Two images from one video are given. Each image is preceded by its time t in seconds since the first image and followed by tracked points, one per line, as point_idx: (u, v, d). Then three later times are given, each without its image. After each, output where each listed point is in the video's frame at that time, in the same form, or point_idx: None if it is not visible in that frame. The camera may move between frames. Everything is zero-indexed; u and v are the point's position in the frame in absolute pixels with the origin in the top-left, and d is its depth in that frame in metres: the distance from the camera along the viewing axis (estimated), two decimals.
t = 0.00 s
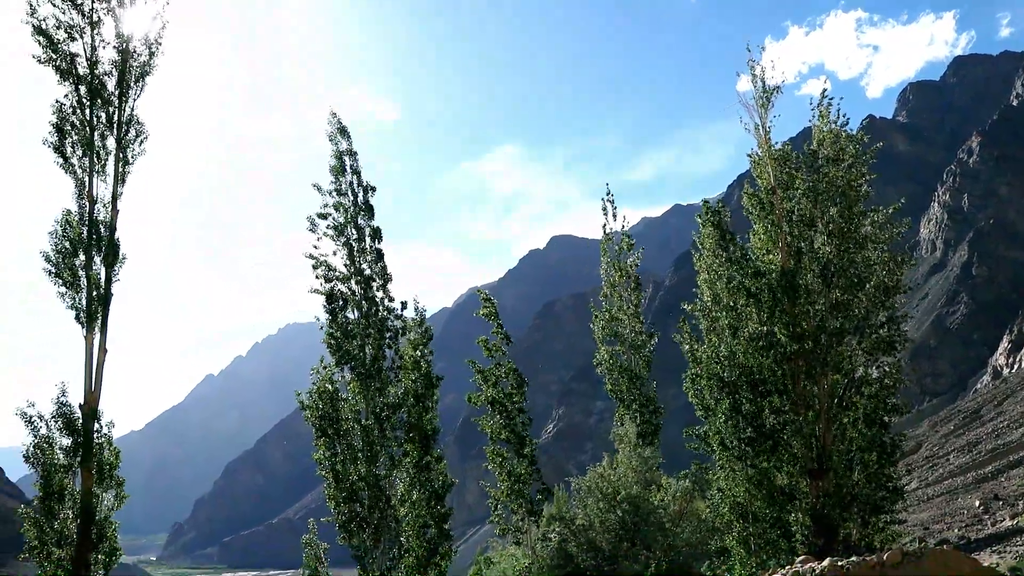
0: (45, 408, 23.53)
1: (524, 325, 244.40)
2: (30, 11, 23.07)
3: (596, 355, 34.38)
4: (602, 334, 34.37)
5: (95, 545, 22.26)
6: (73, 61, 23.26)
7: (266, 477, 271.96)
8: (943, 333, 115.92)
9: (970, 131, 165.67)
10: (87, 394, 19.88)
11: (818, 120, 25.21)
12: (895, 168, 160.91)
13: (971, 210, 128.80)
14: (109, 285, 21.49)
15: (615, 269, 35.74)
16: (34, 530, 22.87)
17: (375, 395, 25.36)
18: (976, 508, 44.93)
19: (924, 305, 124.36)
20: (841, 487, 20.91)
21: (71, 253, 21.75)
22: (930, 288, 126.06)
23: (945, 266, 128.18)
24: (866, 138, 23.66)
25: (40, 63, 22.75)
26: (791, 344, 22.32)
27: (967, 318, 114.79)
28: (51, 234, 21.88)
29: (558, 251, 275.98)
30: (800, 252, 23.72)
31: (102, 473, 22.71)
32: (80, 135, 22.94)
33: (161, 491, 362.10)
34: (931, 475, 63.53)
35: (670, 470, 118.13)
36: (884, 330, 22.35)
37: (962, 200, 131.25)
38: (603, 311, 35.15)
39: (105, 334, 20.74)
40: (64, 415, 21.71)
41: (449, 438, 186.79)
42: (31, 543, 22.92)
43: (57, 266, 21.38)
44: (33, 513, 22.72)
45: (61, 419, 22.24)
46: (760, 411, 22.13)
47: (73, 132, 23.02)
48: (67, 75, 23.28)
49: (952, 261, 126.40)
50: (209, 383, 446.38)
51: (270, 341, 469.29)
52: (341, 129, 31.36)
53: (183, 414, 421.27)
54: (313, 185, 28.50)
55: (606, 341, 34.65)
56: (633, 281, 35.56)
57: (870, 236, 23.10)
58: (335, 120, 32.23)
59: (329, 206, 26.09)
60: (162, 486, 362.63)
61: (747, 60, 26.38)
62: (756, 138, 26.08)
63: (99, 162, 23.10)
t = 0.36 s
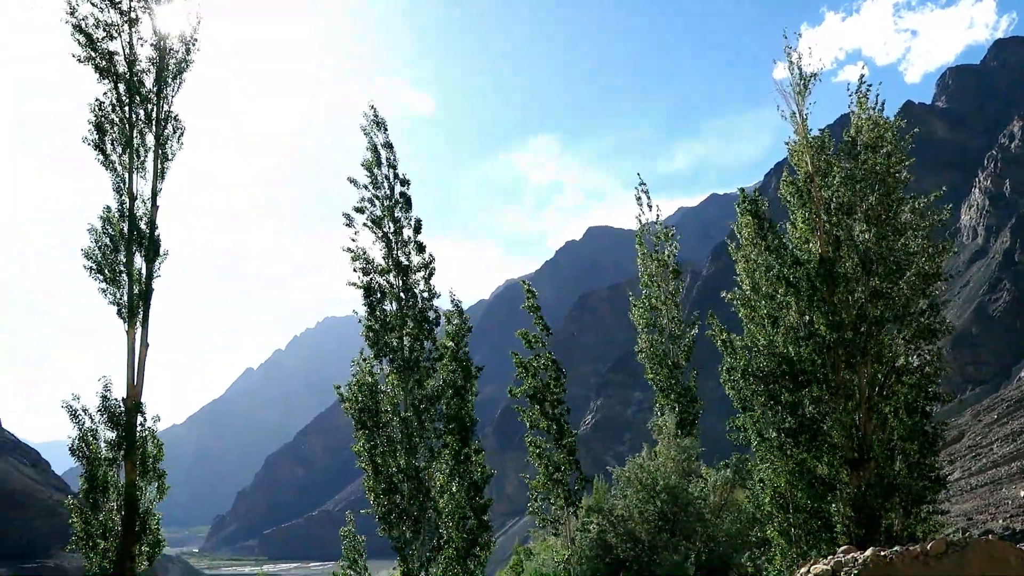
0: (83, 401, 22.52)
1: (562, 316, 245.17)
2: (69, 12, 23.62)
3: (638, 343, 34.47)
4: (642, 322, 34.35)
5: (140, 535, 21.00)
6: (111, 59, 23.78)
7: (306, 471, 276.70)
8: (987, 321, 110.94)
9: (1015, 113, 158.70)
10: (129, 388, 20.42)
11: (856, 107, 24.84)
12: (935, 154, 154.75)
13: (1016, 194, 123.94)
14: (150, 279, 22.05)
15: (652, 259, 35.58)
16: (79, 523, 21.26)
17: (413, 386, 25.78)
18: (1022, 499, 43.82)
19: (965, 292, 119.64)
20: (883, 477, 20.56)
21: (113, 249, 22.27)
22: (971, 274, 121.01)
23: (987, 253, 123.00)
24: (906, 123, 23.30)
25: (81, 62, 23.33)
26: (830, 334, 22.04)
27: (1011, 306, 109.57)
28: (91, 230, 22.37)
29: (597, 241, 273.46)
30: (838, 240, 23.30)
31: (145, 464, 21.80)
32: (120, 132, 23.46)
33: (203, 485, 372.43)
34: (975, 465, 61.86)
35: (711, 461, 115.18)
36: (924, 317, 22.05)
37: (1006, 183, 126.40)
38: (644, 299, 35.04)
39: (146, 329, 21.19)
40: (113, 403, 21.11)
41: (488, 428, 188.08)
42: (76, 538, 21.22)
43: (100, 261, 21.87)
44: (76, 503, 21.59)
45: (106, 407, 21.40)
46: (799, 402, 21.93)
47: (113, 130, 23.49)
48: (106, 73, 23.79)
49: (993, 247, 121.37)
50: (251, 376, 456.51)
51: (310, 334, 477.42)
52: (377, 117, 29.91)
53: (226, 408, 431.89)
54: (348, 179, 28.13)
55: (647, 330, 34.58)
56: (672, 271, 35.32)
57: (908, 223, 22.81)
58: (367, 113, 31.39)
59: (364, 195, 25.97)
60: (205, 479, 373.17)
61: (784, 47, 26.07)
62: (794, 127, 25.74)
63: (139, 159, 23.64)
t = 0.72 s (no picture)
0: (123, 390, 21.97)
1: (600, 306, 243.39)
2: (110, 4, 23.99)
3: (680, 333, 34.29)
4: (684, 310, 34.27)
5: (182, 523, 21.01)
6: (152, 53, 24.27)
7: (344, 461, 282.20)
8: None
9: None
10: (171, 378, 21.07)
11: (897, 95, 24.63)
12: (977, 140, 146.11)
13: None
14: (190, 271, 22.61)
15: (690, 249, 35.32)
16: (123, 511, 20.26)
17: (451, 376, 26.28)
18: None
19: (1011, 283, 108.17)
20: (924, 470, 20.58)
21: (153, 241, 22.69)
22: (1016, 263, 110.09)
23: None
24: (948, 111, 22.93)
25: (123, 56, 23.78)
26: (871, 326, 21.92)
27: None
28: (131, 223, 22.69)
29: (634, 231, 270.99)
30: (879, 229, 23.09)
31: (189, 453, 21.92)
32: (161, 126, 24.04)
33: (246, 473, 382.45)
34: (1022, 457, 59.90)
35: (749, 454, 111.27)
36: (966, 307, 21.93)
37: None
38: (684, 288, 34.85)
39: (186, 320, 21.69)
40: (163, 390, 21.20)
41: (527, 418, 188.92)
42: (120, 526, 20.18)
43: (141, 254, 22.28)
44: (119, 493, 20.47)
45: (151, 396, 21.35)
46: (838, 393, 21.72)
47: (154, 124, 23.97)
48: (147, 67, 24.26)
49: None
50: (292, 367, 466.48)
51: (349, 325, 485.37)
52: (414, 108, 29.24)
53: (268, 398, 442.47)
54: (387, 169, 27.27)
55: (687, 319, 34.39)
56: (709, 260, 34.96)
57: (951, 212, 22.44)
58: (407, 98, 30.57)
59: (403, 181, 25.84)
60: (248, 468, 383.03)
61: (822, 36, 26.08)
62: (834, 115, 25.63)
63: (180, 152, 24.21)
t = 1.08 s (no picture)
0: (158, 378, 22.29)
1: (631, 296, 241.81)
2: None
3: (709, 323, 34.21)
4: (713, 299, 34.00)
5: (216, 511, 21.23)
6: (185, 43, 24.75)
7: (377, 449, 286.94)
8: None
9: None
10: (205, 367, 21.55)
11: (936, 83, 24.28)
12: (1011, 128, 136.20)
13: None
14: (223, 261, 23.18)
15: (719, 239, 35.44)
16: (157, 497, 20.79)
17: (482, 364, 26.46)
18: None
19: None
20: (959, 462, 20.13)
21: (186, 232, 23.14)
22: None
23: None
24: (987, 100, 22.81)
25: (157, 47, 24.40)
26: (905, 315, 21.68)
27: None
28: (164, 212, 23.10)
29: (667, 221, 268.22)
30: (913, 219, 22.88)
31: (225, 441, 22.03)
32: (195, 116, 24.54)
33: (282, 459, 391.02)
34: None
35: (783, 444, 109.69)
36: (1001, 299, 21.56)
37: None
38: (716, 277, 34.78)
39: (219, 309, 22.21)
40: (197, 377, 21.60)
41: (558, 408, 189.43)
42: (155, 513, 20.73)
43: (175, 244, 22.77)
44: (154, 480, 20.97)
45: (186, 383, 21.70)
46: (871, 383, 21.59)
47: (188, 114, 24.48)
48: (180, 57, 24.76)
49: None
50: (326, 355, 474.23)
51: (381, 314, 490.84)
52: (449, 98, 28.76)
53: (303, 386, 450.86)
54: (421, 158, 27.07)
55: (717, 310, 34.17)
56: (738, 251, 34.92)
57: (985, 202, 22.26)
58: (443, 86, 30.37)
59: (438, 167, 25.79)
60: (283, 454, 391.54)
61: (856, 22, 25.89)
62: (870, 102, 25.33)
63: (213, 142, 24.72)
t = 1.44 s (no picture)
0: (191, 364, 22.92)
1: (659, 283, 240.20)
2: None
3: (733, 309, 33.90)
4: (741, 286, 33.75)
5: (248, 497, 21.99)
6: (213, 31, 25.17)
7: (406, 435, 291.33)
8: None
9: None
10: (237, 355, 22.09)
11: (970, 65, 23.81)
12: None
13: None
14: (252, 248, 23.70)
15: (745, 226, 35.31)
16: (190, 484, 21.54)
17: (511, 352, 26.62)
18: None
19: None
20: (991, 450, 19.85)
21: (216, 219, 23.69)
22: None
23: None
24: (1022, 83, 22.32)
25: (187, 35, 24.87)
26: (935, 302, 21.49)
27: None
28: (195, 199, 23.57)
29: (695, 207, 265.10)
30: (944, 205, 22.53)
31: (256, 428, 22.91)
32: (224, 103, 25.00)
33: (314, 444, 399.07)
34: None
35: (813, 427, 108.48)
36: None
37: None
38: (744, 263, 34.40)
39: (248, 296, 22.74)
40: (229, 365, 22.16)
41: (587, 394, 189.87)
42: (189, 497, 21.56)
43: (206, 231, 23.31)
44: (187, 466, 21.73)
45: (218, 370, 22.31)
46: (900, 370, 21.58)
47: (217, 101, 24.92)
48: (208, 45, 25.18)
49: None
50: (355, 342, 480.65)
51: (409, 302, 494.98)
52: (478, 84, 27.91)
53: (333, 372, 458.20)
54: (450, 143, 26.29)
55: (744, 297, 33.87)
56: (765, 238, 34.60)
57: (1015, 186, 22.08)
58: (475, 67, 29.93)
59: (469, 152, 25.55)
60: (314, 440, 399.34)
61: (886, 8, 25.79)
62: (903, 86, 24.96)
63: (242, 130, 25.20)
